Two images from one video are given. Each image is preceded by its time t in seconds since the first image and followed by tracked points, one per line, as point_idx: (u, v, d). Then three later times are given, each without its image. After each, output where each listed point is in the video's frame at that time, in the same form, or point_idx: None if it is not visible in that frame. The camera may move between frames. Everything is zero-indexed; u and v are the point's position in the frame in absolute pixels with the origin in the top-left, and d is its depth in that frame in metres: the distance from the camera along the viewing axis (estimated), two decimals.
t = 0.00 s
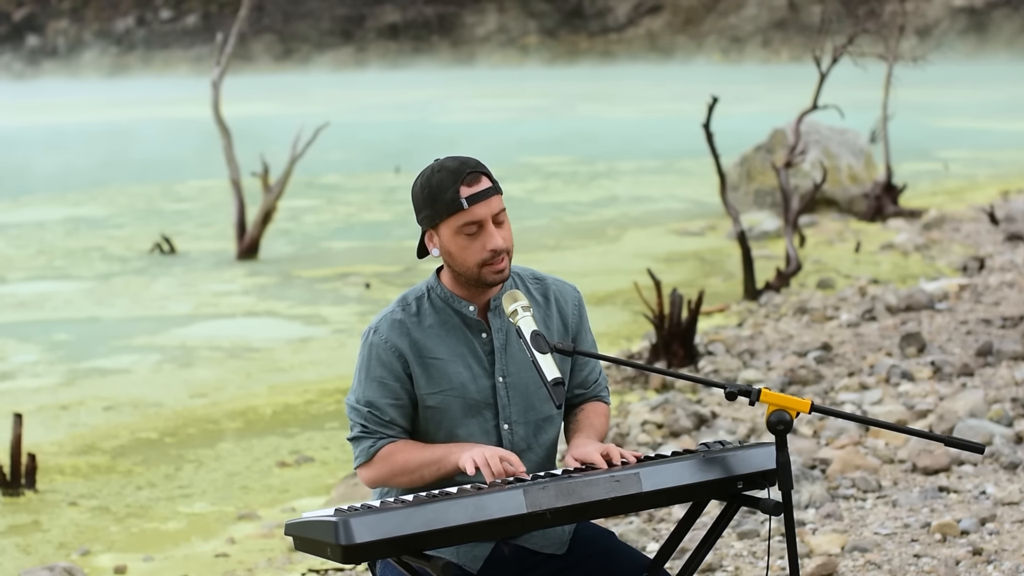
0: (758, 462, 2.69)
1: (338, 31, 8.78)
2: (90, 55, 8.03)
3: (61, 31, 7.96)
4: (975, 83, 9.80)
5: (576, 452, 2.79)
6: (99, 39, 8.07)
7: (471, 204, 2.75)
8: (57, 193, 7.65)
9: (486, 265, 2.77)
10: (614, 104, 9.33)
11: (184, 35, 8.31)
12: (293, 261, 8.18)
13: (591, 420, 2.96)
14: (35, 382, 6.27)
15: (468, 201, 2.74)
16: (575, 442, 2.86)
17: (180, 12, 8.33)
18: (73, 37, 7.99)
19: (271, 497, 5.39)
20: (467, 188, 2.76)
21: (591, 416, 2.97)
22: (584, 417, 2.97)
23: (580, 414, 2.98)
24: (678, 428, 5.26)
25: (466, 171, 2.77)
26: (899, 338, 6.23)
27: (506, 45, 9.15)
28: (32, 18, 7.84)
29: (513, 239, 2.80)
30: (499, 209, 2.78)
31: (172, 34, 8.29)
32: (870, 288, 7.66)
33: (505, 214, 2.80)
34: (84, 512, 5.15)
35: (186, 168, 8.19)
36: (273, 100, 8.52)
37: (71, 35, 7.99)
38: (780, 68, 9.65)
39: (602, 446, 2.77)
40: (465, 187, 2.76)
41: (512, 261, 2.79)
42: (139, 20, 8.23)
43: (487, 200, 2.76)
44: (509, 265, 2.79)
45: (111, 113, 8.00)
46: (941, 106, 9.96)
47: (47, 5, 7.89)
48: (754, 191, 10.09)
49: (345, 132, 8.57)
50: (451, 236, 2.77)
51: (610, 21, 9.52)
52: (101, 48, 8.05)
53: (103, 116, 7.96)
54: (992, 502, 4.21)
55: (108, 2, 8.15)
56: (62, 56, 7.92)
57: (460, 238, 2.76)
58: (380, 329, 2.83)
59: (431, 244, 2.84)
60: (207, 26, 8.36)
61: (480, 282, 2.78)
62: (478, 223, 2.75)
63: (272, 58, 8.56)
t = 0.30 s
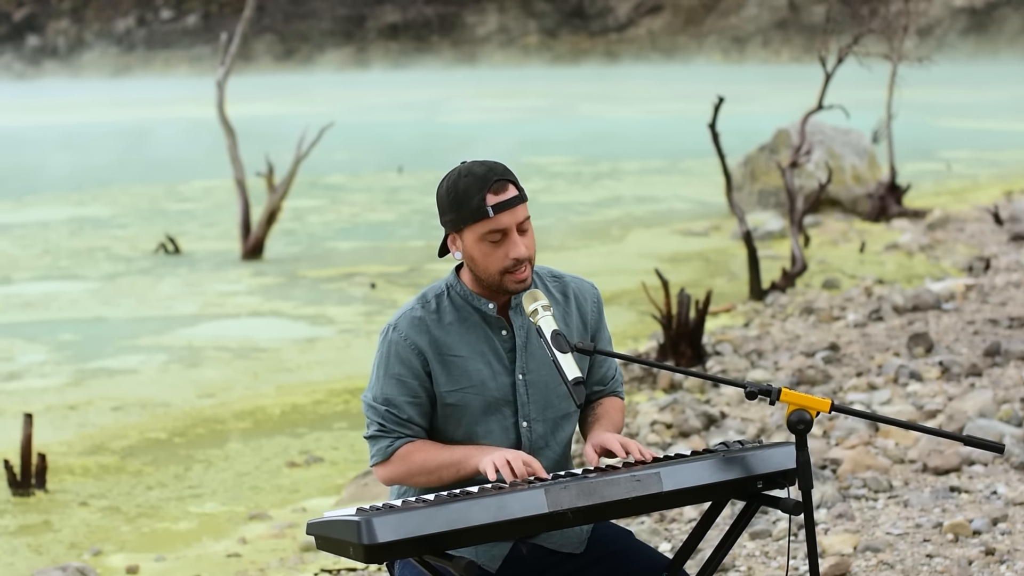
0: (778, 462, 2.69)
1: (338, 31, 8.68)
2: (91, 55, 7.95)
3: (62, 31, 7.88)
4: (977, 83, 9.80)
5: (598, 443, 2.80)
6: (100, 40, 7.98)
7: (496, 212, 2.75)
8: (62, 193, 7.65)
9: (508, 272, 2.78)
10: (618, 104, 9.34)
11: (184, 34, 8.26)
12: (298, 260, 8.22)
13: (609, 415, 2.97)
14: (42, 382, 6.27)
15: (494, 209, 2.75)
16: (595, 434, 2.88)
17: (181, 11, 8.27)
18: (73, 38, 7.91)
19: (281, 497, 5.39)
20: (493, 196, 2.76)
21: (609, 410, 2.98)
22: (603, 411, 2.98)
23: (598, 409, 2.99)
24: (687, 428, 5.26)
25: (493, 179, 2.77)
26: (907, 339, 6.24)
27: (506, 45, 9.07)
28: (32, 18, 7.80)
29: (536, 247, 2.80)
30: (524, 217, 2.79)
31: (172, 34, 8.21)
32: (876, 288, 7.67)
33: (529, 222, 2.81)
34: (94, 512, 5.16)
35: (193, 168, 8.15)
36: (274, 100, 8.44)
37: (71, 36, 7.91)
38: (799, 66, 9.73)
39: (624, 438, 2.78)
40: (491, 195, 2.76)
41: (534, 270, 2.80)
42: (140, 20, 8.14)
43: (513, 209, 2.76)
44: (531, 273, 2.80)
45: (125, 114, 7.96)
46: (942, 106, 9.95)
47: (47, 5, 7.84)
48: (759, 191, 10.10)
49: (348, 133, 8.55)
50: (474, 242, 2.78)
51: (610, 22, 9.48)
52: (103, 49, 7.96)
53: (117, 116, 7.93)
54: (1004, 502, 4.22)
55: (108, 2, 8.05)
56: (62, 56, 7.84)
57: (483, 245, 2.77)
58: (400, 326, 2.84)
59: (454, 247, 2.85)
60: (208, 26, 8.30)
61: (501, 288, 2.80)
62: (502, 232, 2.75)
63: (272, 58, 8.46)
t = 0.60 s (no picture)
0: (798, 461, 2.68)
1: (340, 32, 8.97)
2: (93, 56, 8.08)
3: (62, 31, 7.94)
4: (975, 84, 9.92)
5: (623, 449, 2.81)
6: (100, 40, 8.11)
7: (517, 209, 2.72)
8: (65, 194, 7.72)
9: (527, 270, 2.74)
10: (621, 104, 9.53)
11: (185, 34, 8.57)
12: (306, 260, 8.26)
13: (633, 418, 2.98)
14: (51, 382, 6.29)
15: (514, 206, 2.71)
16: (622, 439, 2.89)
17: (182, 12, 8.57)
18: (75, 38, 8.01)
19: (292, 498, 5.40)
20: (514, 193, 2.73)
21: (632, 415, 2.98)
22: (625, 416, 2.99)
23: (621, 414, 2.99)
24: (697, 428, 5.27)
25: (514, 176, 2.73)
26: (915, 339, 6.24)
27: (507, 46, 9.35)
28: (31, 17, 7.82)
29: (557, 245, 2.76)
30: (545, 215, 2.75)
31: (174, 34, 8.50)
32: (883, 288, 7.67)
33: (551, 220, 2.77)
34: (106, 512, 5.19)
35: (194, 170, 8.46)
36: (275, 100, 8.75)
37: (73, 36, 8.01)
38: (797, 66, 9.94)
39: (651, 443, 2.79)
40: (512, 192, 2.73)
41: (555, 268, 2.76)
42: (140, 20, 8.38)
43: (533, 206, 2.73)
44: (551, 272, 2.75)
45: (136, 112, 8.20)
46: (948, 106, 10.12)
47: (47, 5, 7.86)
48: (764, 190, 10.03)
49: (354, 132, 8.76)
50: (495, 239, 2.74)
51: (611, 22, 9.78)
52: (103, 49, 8.10)
53: (128, 116, 8.18)
54: (1016, 502, 4.22)
55: (111, 3, 8.24)
56: (63, 55, 7.90)
57: (503, 243, 2.73)
58: (421, 327, 2.81)
59: (476, 245, 2.82)
60: (207, 26, 8.66)
61: (520, 287, 2.75)
62: (522, 229, 2.72)
63: (274, 59, 8.80)
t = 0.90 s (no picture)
0: (818, 461, 2.65)
1: (342, 32, 8.77)
2: (96, 55, 7.90)
3: (65, 31, 7.79)
4: (986, 83, 9.82)
5: (645, 441, 2.83)
6: (103, 41, 7.94)
7: (536, 207, 2.70)
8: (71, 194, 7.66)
9: (549, 268, 2.72)
10: (634, 105, 9.41)
11: (187, 35, 8.42)
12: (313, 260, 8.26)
13: (657, 408, 2.98)
14: (60, 382, 6.32)
15: (534, 204, 2.70)
16: (644, 426, 2.90)
17: (184, 12, 8.37)
18: (77, 38, 7.84)
19: (303, 497, 5.45)
20: (533, 191, 2.71)
21: (657, 404, 2.99)
22: (651, 405, 2.99)
23: (645, 403, 3.00)
24: (708, 428, 5.28)
25: (534, 174, 2.71)
26: (924, 339, 6.24)
27: (510, 46, 9.17)
28: (34, 17, 7.68)
29: (578, 243, 2.74)
30: (565, 213, 2.73)
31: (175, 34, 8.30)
32: (891, 289, 7.67)
33: (571, 218, 2.75)
34: (117, 512, 5.24)
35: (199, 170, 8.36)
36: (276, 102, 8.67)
37: (75, 36, 7.85)
38: (805, 67, 9.84)
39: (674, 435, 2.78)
40: (531, 190, 2.71)
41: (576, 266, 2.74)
42: (143, 20, 8.19)
43: (553, 204, 2.71)
44: (572, 270, 2.74)
45: (148, 111, 8.04)
46: (954, 107, 10.09)
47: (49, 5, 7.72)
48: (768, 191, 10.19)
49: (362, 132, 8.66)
50: (515, 237, 2.72)
51: (614, 22, 9.55)
52: (106, 49, 7.92)
53: (135, 114, 8.00)
54: None
55: (112, 3, 8.04)
56: (65, 57, 7.75)
57: (523, 241, 2.71)
58: (446, 319, 2.81)
59: (495, 244, 2.80)
60: (210, 27, 8.53)
61: (542, 285, 2.74)
62: (542, 227, 2.70)
63: (277, 59, 8.70)
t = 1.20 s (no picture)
0: (834, 461, 2.58)
1: (345, 34, 8.61)
2: (99, 55, 7.80)
3: (67, 32, 7.70)
4: (982, 82, 9.82)
5: (654, 449, 2.81)
6: (106, 41, 7.83)
7: (550, 202, 2.80)
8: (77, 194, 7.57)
9: (564, 264, 2.80)
10: (637, 106, 9.33)
11: (191, 35, 8.20)
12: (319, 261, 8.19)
13: (660, 419, 3.00)
14: (68, 382, 6.32)
15: (547, 198, 2.79)
16: (651, 438, 2.89)
17: (187, 12, 8.17)
18: (80, 38, 7.74)
19: (313, 498, 5.58)
20: (547, 186, 2.81)
21: (661, 416, 3.00)
22: (655, 417, 3.01)
23: (649, 416, 3.01)
24: (718, 429, 5.28)
25: (546, 170, 2.82)
26: (933, 340, 6.25)
27: (513, 47, 9.05)
28: (36, 18, 7.59)
29: (593, 239, 2.82)
30: (579, 208, 2.82)
31: (179, 35, 8.14)
32: (898, 289, 7.67)
33: (585, 215, 2.84)
34: (127, 512, 5.31)
35: (202, 170, 8.18)
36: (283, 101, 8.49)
37: (78, 36, 7.74)
38: (808, 67, 9.74)
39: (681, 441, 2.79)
40: (545, 185, 2.81)
41: (591, 262, 2.82)
42: (145, 20, 8.03)
43: (566, 199, 2.80)
44: (588, 265, 2.82)
45: (150, 111, 7.93)
46: (958, 107, 10.09)
47: (52, 5, 7.64)
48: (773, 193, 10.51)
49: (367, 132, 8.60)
50: (530, 234, 2.81)
51: (616, 23, 9.41)
52: (109, 49, 7.82)
53: (136, 115, 7.90)
54: None
55: (115, 4, 7.90)
56: (68, 58, 7.66)
57: (538, 236, 2.80)
58: (460, 327, 2.86)
59: (511, 244, 2.89)
60: (213, 27, 8.26)
61: (557, 281, 2.82)
62: (557, 221, 2.79)
63: (280, 60, 8.44)
